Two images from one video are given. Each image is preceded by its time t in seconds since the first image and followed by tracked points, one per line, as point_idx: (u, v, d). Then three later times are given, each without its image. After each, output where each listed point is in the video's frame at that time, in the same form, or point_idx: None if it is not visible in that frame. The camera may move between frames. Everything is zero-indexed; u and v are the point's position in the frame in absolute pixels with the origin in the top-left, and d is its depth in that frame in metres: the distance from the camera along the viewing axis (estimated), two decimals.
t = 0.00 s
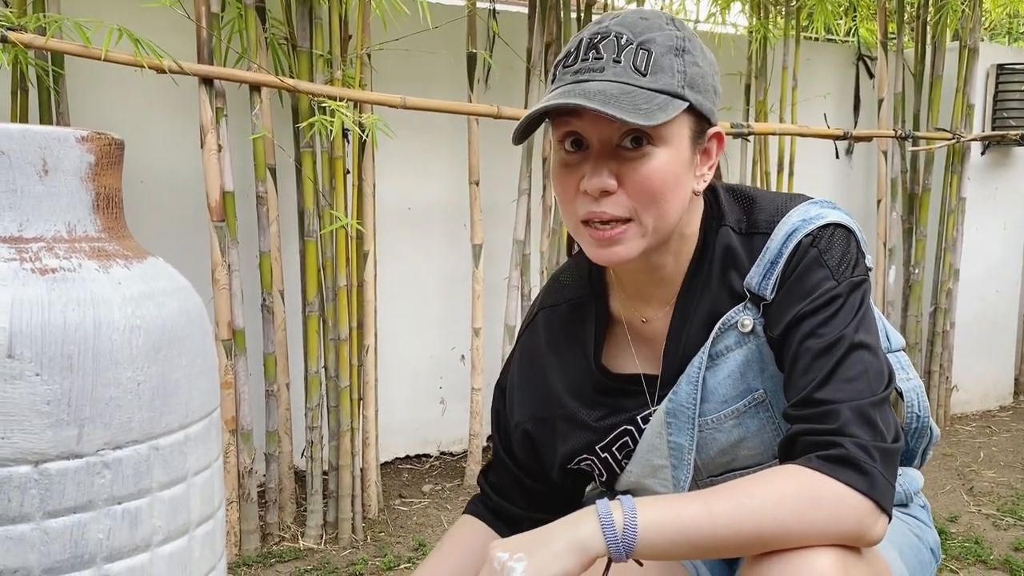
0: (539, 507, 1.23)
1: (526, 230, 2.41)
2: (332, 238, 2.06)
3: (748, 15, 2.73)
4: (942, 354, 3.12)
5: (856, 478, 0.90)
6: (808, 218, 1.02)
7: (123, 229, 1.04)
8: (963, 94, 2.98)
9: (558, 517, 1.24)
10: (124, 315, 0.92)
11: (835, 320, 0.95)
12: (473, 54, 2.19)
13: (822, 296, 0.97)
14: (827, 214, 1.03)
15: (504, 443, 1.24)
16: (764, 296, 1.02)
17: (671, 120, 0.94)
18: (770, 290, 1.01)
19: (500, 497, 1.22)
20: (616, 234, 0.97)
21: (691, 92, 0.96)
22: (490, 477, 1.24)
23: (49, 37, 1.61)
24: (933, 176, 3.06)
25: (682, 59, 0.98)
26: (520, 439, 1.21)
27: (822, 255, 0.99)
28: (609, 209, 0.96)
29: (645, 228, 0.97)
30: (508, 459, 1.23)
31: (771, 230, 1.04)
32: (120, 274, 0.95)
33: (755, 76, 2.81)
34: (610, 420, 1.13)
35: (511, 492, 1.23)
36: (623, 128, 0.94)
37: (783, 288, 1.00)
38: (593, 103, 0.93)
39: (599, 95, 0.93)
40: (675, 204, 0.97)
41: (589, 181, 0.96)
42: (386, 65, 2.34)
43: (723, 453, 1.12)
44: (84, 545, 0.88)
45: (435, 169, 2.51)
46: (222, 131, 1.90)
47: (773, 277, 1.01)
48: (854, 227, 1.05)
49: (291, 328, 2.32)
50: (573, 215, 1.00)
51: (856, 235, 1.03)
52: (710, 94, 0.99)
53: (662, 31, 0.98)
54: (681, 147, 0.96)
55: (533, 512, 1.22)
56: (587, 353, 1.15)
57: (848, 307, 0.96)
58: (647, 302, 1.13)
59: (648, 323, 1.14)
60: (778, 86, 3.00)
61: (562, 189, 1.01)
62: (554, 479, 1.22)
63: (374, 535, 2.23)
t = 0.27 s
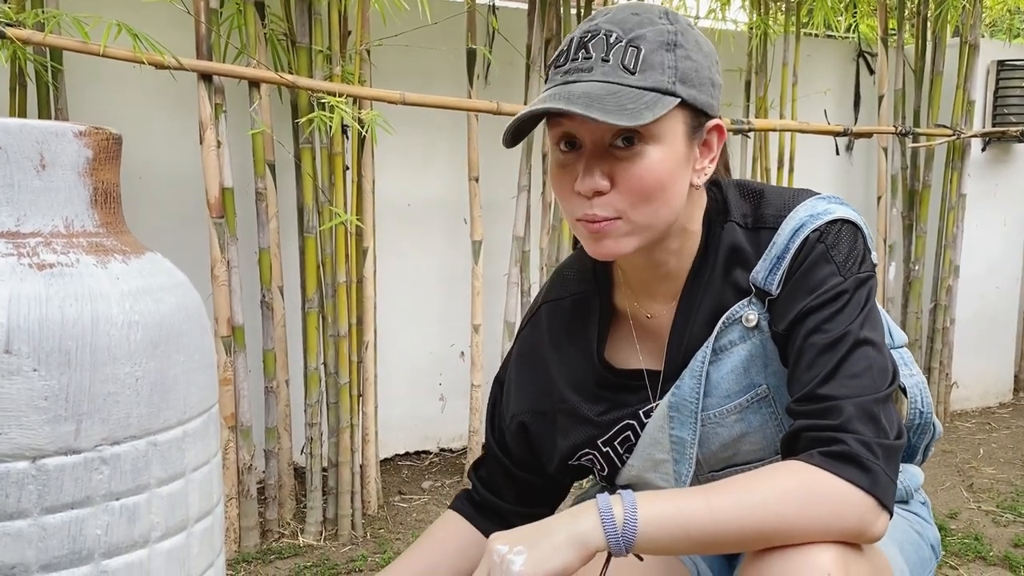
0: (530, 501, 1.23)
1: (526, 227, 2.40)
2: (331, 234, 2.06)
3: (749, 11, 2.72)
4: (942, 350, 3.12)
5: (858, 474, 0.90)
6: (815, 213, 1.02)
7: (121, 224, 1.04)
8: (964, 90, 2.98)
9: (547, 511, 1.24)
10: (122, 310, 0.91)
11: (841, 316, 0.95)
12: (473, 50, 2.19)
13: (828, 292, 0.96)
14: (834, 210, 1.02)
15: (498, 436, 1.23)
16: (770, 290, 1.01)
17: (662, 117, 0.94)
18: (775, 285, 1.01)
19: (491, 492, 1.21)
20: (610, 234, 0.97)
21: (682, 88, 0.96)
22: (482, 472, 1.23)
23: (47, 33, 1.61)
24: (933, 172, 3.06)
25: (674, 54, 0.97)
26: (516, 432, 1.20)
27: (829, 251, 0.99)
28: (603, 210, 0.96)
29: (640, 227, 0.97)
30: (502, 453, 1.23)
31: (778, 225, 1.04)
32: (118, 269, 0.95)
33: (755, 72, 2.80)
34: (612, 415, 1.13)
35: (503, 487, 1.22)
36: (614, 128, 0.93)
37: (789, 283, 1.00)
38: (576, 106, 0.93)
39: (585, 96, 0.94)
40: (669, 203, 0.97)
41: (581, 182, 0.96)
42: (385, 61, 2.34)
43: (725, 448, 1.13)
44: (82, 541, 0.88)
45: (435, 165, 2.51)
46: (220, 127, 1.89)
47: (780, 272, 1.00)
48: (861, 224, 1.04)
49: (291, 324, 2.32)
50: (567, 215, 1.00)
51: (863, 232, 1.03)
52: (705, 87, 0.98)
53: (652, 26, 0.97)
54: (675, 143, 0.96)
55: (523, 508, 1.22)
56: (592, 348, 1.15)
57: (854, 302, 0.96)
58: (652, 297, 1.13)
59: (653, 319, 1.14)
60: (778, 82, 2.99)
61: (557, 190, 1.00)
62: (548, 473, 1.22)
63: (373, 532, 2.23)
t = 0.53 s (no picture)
0: (547, 492, 1.23)
1: (525, 224, 2.40)
2: (331, 232, 2.06)
3: (749, 8, 2.72)
4: (941, 348, 3.12)
5: (859, 472, 0.90)
6: (826, 211, 1.01)
7: (119, 221, 1.04)
8: (964, 87, 2.98)
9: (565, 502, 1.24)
10: (120, 307, 0.91)
11: (848, 314, 0.95)
12: (472, 46, 2.18)
13: (836, 289, 0.96)
14: (845, 208, 1.02)
15: (514, 431, 1.24)
16: (777, 286, 1.01)
17: (607, 132, 0.93)
18: (783, 281, 1.00)
19: (509, 482, 1.22)
20: (584, 249, 0.98)
21: (630, 100, 0.94)
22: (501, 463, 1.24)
23: (46, 29, 1.61)
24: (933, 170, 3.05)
25: (621, 65, 0.95)
26: (528, 426, 1.21)
27: (839, 248, 0.99)
28: (572, 224, 0.96)
29: (613, 239, 0.97)
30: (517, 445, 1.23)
31: (788, 221, 1.03)
32: (116, 267, 0.94)
33: (755, 69, 2.80)
34: (616, 408, 1.13)
35: (519, 478, 1.22)
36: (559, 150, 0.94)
37: (797, 280, 1.00)
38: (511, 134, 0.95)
39: (522, 126, 0.96)
40: (639, 212, 0.96)
41: (547, 201, 0.97)
42: (385, 58, 2.33)
43: (728, 442, 1.13)
44: (81, 539, 0.88)
45: (434, 162, 2.51)
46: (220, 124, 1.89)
47: (788, 268, 1.00)
48: (871, 223, 1.04)
49: (290, 321, 2.32)
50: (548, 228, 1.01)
51: (873, 231, 1.02)
52: (662, 93, 0.95)
53: (602, 40, 0.97)
54: (635, 152, 0.95)
55: (541, 498, 1.21)
56: (597, 341, 1.15)
57: (862, 301, 0.96)
58: (659, 293, 1.13)
59: (660, 315, 1.14)
60: (778, 79, 2.99)
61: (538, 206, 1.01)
62: (561, 465, 1.22)
63: (373, 529, 2.23)
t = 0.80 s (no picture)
0: (541, 489, 1.24)
1: (525, 222, 2.40)
2: (331, 229, 2.06)
3: (749, 6, 2.72)
4: (941, 345, 3.12)
5: (856, 469, 0.90)
6: (826, 208, 1.01)
7: (121, 219, 1.04)
8: (964, 85, 2.98)
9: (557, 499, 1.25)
10: (122, 305, 0.92)
11: (846, 312, 0.95)
12: (473, 44, 2.18)
13: (835, 286, 0.96)
14: (845, 205, 1.02)
15: (511, 424, 1.25)
16: (776, 283, 1.01)
17: (597, 130, 0.93)
18: (782, 278, 1.01)
19: (504, 479, 1.22)
20: (580, 246, 0.98)
21: (620, 98, 0.94)
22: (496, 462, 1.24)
23: (47, 28, 1.61)
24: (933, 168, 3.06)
25: (611, 64, 0.96)
26: (526, 419, 1.22)
27: (838, 246, 0.99)
28: (566, 222, 0.97)
29: (607, 236, 0.97)
30: (513, 441, 1.24)
31: (788, 219, 1.04)
32: (118, 265, 0.95)
33: (755, 67, 2.81)
34: (616, 404, 1.14)
35: (514, 474, 1.22)
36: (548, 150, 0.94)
37: (796, 277, 1.00)
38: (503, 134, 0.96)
39: (513, 127, 0.96)
40: (631, 209, 0.96)
41: (542, 200, 0.97)
42: (385, 56, 2.34)
43: (726, 439, 1.13)
44: (83, 536, 0.89)
45: (434, 160, 2.51)
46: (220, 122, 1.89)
47: (787, 266, 1.00)
48: (870, 221, 1.04)
49: (290, 319, 2.32)
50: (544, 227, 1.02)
51: (872, 229, 1.03)
52: (653, 90, 0.96)
53: (592, 39, 0.97)
54: (627, 149, 0.95)
55: (534, 495, 1.22)
56: (597, 337, 1.15)
57: (860, 298, 0.96)
58: (658, 289, 1.14)
59: (659, 311, 1.15)
60: (778, 77, 2.99)
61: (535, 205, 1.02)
62: (555, 461, 1.23)
63: (373, 526, 2.23)
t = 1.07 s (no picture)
0: (546, 485, 1.24)
1: (525, 220, 2.40)
2: (331, 228, 2.06)
3: (749, 5, 2.71)
4: (941, 344, 3.12)
5: (858, 468, 0.90)
6: (828, 207, 1.01)
7: (122, 217, 1.04)
8: (964, 84, 2.98)
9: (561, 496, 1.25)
10: (123, 303, 0.92)
11: (848, 310, 0.95)
12: (473, 42, 2.18)
13: (837, 285, 0.96)
14: (847, 204, 1.02)
15: (514, 422, 1.25)
16: (779, 282, 1.01)
17: (599, 128, 0.93)
18: (784, 277, 1.01)
19: (508, 473, 1.23)
20: (582, 244, 0.98)
21: (621, 95, 0.94)
22: (500, 455, 1.25)
23: (48, 26, 1.61)
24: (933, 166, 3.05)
25: (612, 62, 0.95)
26: (528, 417, 1.22)
27: (840, 245, 0.99)
28: (568, 221, 0.97)
29: (609, 234, 0.97)
30: (518, 437, 1.24)
31: (790, 217, 1.04)
32: (119, 263, 0.95)
33: (755, 65, 2.81)
34: (617, 401, 1.13)
35: (517, 469, 1.23)
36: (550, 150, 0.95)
37: (798, 276, 1.00)
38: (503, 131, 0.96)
39: (514, 125, 0.96)
40: (633, 207, 0.96)
41: (544, 198, 0.97)
42: (385, 54, 2.34)
43: (727, 438, 1.13)
44: (85, 533, 0.89)
45: (434, 158, 2.51)
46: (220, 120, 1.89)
47: (790, 264, 1.00)
48: (873, 219, 1.04)
49: (291, 318, 2.32)
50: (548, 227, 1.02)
51: (874, 228, 1.03)
52: (654, 88, 0.96)
53: (594, 37, 0.97)
54: (629, 147, 0.95)
55: (538, 490, 1.22)
56: (598, 335, 1.15)
57: (863, 297, 0.96)
58: (659, 287, 1.15)
59: (660, 310, 1.16)
60: (778, 76, 2.99)
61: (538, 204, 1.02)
62: (558, 458, 1.23)
63: (373, 524, 2.23)
